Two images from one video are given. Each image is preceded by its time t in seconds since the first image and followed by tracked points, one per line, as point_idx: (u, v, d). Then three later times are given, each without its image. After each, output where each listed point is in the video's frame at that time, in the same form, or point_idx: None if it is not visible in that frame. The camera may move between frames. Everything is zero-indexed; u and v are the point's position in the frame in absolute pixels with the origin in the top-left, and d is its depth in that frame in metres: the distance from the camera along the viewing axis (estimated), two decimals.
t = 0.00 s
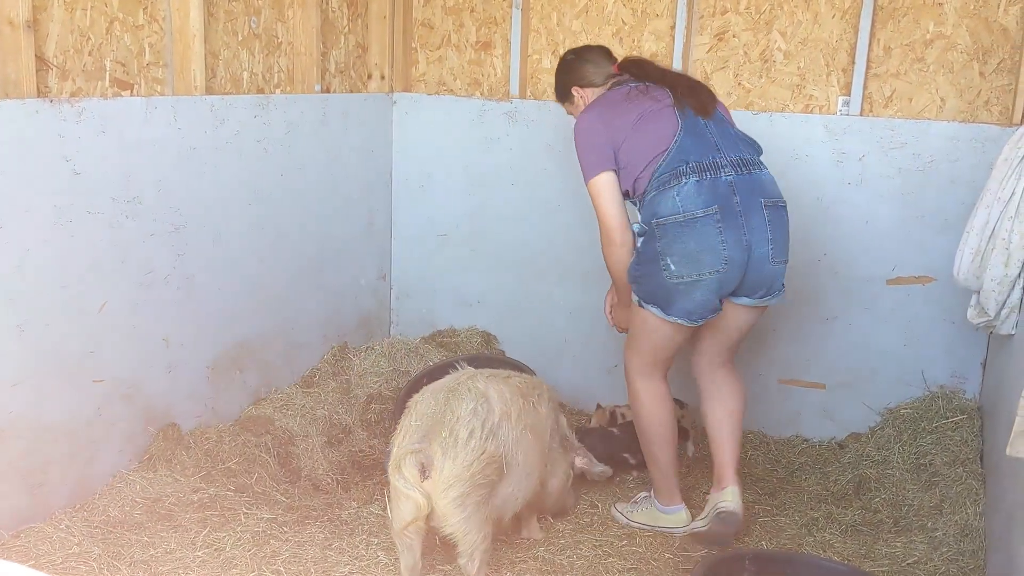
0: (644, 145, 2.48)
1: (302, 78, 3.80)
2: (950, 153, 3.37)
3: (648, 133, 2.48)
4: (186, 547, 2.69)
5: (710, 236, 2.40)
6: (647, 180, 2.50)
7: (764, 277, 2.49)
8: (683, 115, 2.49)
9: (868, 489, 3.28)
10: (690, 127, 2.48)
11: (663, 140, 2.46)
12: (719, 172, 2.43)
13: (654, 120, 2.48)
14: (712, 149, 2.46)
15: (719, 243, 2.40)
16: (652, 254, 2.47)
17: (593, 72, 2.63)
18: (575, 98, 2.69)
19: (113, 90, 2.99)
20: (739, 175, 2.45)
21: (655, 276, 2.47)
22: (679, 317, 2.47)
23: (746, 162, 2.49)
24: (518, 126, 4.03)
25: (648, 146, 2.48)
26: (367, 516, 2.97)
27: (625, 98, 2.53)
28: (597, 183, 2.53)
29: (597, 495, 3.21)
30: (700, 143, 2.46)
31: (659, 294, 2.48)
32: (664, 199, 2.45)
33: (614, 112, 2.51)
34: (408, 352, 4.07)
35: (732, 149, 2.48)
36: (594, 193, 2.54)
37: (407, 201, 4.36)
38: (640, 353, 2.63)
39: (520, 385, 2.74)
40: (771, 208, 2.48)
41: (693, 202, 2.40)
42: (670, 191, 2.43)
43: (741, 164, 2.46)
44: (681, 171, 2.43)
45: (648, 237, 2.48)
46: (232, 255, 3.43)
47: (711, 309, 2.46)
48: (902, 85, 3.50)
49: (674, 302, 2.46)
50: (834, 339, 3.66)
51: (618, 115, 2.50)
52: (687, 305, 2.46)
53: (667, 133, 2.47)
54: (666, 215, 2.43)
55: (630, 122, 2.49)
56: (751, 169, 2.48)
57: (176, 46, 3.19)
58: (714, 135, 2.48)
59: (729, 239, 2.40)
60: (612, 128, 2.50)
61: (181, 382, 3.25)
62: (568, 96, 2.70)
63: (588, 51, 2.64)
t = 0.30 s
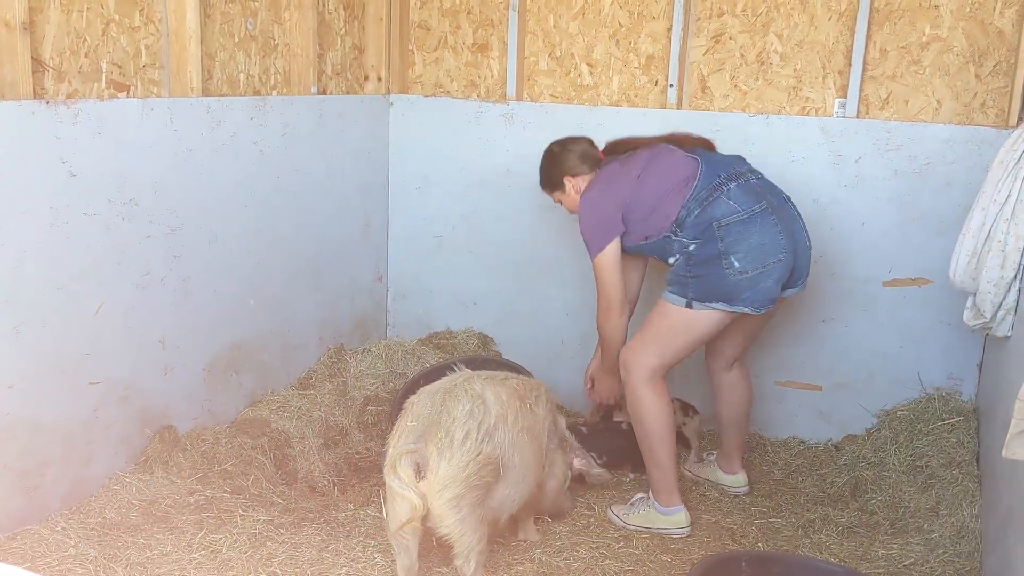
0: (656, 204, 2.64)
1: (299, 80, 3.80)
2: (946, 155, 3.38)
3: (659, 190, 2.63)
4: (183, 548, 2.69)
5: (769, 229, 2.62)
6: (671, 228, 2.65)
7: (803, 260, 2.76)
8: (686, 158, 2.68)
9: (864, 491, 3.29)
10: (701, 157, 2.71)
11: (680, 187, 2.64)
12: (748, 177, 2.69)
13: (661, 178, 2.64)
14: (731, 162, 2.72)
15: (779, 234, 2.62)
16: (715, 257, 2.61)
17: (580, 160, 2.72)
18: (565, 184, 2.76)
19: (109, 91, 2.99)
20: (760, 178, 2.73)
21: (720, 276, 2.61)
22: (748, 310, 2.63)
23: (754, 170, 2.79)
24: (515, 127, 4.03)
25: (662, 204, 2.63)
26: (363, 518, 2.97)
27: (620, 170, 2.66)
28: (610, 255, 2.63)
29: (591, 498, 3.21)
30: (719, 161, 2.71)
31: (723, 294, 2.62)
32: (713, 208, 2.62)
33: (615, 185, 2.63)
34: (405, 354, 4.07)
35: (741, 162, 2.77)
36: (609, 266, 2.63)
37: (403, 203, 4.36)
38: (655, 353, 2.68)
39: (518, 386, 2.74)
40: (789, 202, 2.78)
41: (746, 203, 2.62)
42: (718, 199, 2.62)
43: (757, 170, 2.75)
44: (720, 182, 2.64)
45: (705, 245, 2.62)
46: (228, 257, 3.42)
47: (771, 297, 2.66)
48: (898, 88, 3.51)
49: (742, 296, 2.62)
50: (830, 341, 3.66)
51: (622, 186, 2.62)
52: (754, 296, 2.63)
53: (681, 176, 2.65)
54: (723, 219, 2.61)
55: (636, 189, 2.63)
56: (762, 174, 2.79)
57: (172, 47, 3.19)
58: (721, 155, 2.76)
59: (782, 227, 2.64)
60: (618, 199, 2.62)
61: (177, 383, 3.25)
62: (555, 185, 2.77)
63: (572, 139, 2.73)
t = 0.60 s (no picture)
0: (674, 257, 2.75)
1: (297, 80, 3.80)
2: (942, 156, 3.39)
3: (672, 244, 2.74)
4: (179, 549, 2.69)
5: (792, 228, 2.76)
6: (694, 270, 2.76)
7: (822, 252, 2.90)
8: (691, 202, 2.79)
9: (862, 491, 3.29)
10: (706, 193, 2.83)
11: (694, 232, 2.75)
12: (753, 192, 2.84)
13: (671, 232, 2.74)
14: (730, 186, 2.87)
15: (802, 231, 2.77)
16: (751, 264, 2.71)
17: (593, 240, 2.86)
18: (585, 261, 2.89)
19: (106, 92, 2.99)
20: (761, 191, 2.90)
21: (760, 279, 2.71)
22: (788, 304, 2.75)
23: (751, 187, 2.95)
24: (512, 128, 4.04)
25: (679, 255, 2.74)
26: (360, 519, 2.97)
27: (628, 237, 2.77)
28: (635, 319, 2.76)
29: (589, 498, 3.21)
30: (717, 189, 2.85)
31: (764, 295, 2.73)
32: (735, 226, 2.75)
33: (629, 253, 2.73)
34: (403, 355, 4.07)
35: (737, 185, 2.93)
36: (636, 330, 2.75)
37: (400, 203, 4.35)
38: (679, 347, 2.77)
39: (516, 387, 2.73)
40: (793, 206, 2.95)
41: (764, 211, 2.76)
42: (737, 218, 2.75)
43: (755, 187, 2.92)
44: (731, 204, 2.78)
45: (740, 257, 2.72)
46: (225, 257, 3.42)
47: (804, 289, 2.80)
48: (895, 88, 3.51)
49: (782, 293, 2.73)
50: (827, 342, 3.67)
51: (635, 252, 2.72)
52: (793, 291, 2.75)
53: (691, 220, 2.76)
54: (750, 232, 2.73)
55: (649, 251, 2.73)
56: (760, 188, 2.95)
57: (170, 48, 3.19)
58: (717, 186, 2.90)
59: (801, 224, 2.79)
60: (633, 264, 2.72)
61: (174, 384, 3.24)
62: (575, 264, 2.90)
63: (581, 220, 2.86)
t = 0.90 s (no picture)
0: (677, 254, 2.76)
1: (295, 80, 3.80)
2: (940, 156, 3.39)
3: (674, 240, 2.76)
4: (177, 549, 2.69)
5: (790, 230, 2.76)
6: (696, 267, 2.76)
7: (821, 255, 2.90)
8: (693, 202, 2.81)
9: (859, 490, 3.30)
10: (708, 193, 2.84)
11: (696, 229, 2.76)
12: (753, 194, 2.85)
13: (672, 228, 2.76)
14: (731, 188, 2.88)
15: (801, 234, 2.77)
16: (750, 265, 2.71)
17: (595, 236, 2.91)
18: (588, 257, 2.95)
19: (104, 91, 2.98)
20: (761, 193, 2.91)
21: (758, 280, 2.71)
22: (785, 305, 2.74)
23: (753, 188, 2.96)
24: (510, 128, 4.04)
25: (681, 252, 2.76)
26: (358, 519, 2.97)
27: (630, 234, 2.80)
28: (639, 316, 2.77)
29: (587, 498, 3.21)
30: (719, 190, 2.85)
31: (761, 296, 2.72)
32: (735, 228, 2.75)
33: (631, 251, 2.76)
34: (401, 354, 4.07)
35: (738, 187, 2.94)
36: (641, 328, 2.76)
37: (398, 203, 4.35)
38: (679, 346, 2.76)
39: (515, 387, 2.73)
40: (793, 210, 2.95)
41: (764, 214, 2.76)
42: (736, 220, 2.76)
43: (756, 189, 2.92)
44: (731, 206, 2.78)
45: (739, 258, 2.73)
46: (222, 256, 3.42)
47: (801, 292, 2.80)
48: (893, 88, 3.52)
49: (780, 295, 2.73)
50: (824, 341, 3.67)
51: (637, 248, 2.75)
52: (790, 293, 2.75)
53: (693, 218, 2.78)
54: (749, 234, 2.73)
55: (652, 248, 2.76)
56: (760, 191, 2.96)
57: (168, 47, 3.19)
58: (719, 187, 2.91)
59: (800, 227, 2.79)
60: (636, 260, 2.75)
61: (172, 384, 3.24)
62: (578, 260, 2.95)
63: (584, 217, 2.92)
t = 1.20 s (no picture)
0: (672, 255, 2.79)
1: (294, 80, 3.80)
2: (939, 157, 3.40)
3: (667, 242, 2.79)
4: (176, 548, 2.69)
5: (783, 227, 2.76)
6: (691, 267, 2.78)
7: (816, 253, 2.90)
8: (686, 204, 2.84)
9: (858, 490, 3.30)
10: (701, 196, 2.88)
11: (688, 229, 2.79)
12: (746, 194, 2.86)
13: (666, 230, 2.80)
14: (724, 189, 2.91)
15: (795, 231, 2.78)
16: (744, 262, 2.71)
17: (592, 246, 2.94)
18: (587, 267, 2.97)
19: (103, 91, 2.98)
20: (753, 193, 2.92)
21: (753, 277, 2.71)
22: (782, 301, 2.73)
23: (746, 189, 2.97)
24: (509, 128, 4.04)
25: (676, 253, 2.79)
26: (357, 518, 2.97)
27: (626, 239, 2.85)
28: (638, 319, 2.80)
29: (586, 498, 3.21)
30: (711, 191, 2.87)
31: (757, 293, 2.72)
32: (727, 226, 2.76)
33: (627, 257, 2.81)
34: (400, 354, 4.07)
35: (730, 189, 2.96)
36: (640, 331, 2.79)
37: (398, 203, 4.35)
38: (676, 346, 2.74)
39: (515, 388, 2.73)
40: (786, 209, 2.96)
41: (755, 211, 2.77)
42: (728, 219, 2.77)
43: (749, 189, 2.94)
44: (723, 206, 2.80)
45: (733, 256, 2.73)
46: (221, 256, 3.41)
47: (797, 288, 2.79)
48: (891, 88, 3.52)
49: (776, 291, 2.72)
50: (823, 341, 3.67)
51: (632, 252, 2.80)
52: (786, 289, 2.74)
53: (686, 220, 2.81)
54: (742, 232, 2.74)
55: (646, 251, 2.80)
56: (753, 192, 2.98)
57: (167, 47, 3.18)
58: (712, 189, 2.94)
59: (793, 223, 2.80)
60: (632, 264, 2.80)
61: (171, 384, 3.24)
62: (576, 271, 2.98)
63: (582, 227, 2.95)
